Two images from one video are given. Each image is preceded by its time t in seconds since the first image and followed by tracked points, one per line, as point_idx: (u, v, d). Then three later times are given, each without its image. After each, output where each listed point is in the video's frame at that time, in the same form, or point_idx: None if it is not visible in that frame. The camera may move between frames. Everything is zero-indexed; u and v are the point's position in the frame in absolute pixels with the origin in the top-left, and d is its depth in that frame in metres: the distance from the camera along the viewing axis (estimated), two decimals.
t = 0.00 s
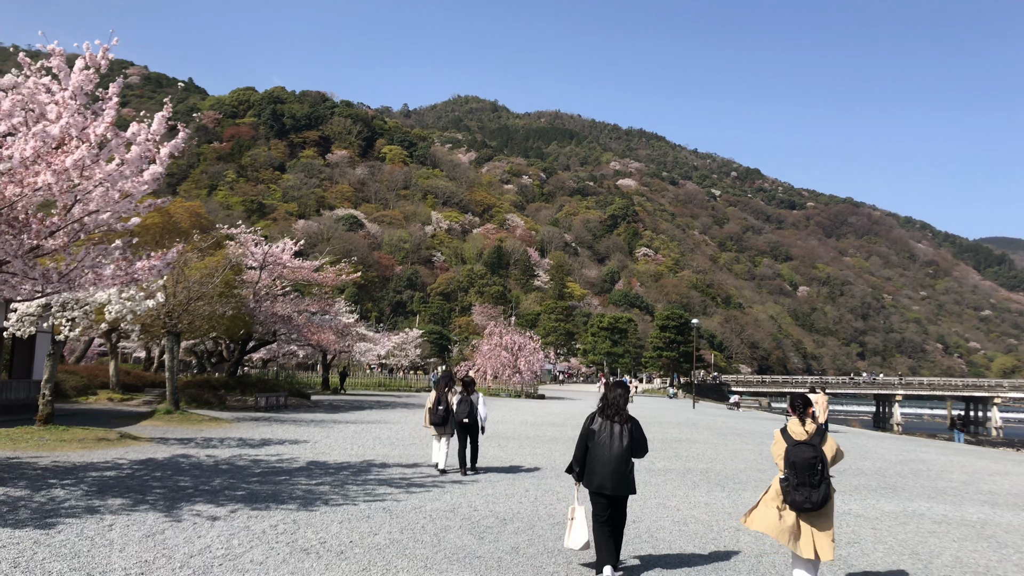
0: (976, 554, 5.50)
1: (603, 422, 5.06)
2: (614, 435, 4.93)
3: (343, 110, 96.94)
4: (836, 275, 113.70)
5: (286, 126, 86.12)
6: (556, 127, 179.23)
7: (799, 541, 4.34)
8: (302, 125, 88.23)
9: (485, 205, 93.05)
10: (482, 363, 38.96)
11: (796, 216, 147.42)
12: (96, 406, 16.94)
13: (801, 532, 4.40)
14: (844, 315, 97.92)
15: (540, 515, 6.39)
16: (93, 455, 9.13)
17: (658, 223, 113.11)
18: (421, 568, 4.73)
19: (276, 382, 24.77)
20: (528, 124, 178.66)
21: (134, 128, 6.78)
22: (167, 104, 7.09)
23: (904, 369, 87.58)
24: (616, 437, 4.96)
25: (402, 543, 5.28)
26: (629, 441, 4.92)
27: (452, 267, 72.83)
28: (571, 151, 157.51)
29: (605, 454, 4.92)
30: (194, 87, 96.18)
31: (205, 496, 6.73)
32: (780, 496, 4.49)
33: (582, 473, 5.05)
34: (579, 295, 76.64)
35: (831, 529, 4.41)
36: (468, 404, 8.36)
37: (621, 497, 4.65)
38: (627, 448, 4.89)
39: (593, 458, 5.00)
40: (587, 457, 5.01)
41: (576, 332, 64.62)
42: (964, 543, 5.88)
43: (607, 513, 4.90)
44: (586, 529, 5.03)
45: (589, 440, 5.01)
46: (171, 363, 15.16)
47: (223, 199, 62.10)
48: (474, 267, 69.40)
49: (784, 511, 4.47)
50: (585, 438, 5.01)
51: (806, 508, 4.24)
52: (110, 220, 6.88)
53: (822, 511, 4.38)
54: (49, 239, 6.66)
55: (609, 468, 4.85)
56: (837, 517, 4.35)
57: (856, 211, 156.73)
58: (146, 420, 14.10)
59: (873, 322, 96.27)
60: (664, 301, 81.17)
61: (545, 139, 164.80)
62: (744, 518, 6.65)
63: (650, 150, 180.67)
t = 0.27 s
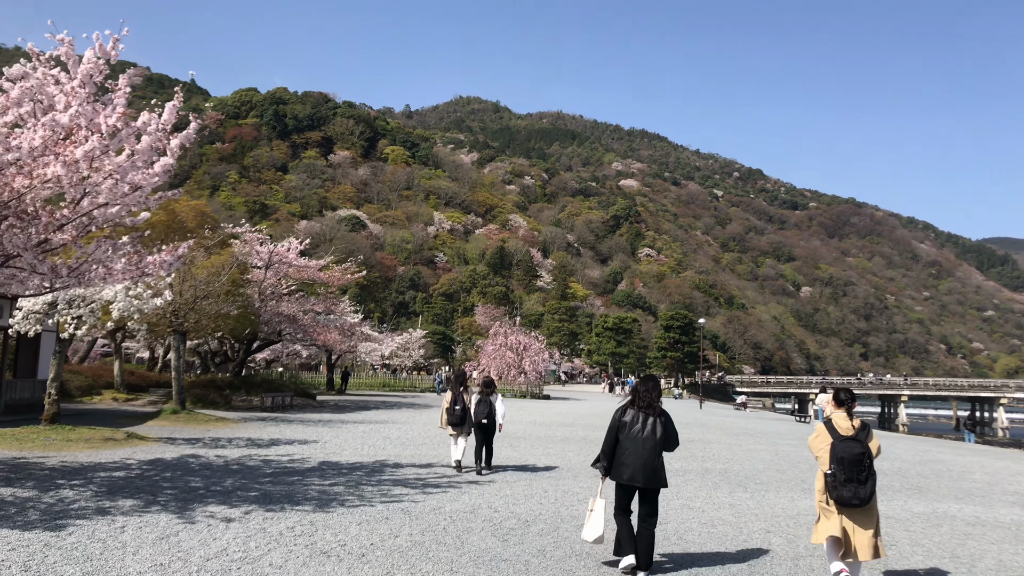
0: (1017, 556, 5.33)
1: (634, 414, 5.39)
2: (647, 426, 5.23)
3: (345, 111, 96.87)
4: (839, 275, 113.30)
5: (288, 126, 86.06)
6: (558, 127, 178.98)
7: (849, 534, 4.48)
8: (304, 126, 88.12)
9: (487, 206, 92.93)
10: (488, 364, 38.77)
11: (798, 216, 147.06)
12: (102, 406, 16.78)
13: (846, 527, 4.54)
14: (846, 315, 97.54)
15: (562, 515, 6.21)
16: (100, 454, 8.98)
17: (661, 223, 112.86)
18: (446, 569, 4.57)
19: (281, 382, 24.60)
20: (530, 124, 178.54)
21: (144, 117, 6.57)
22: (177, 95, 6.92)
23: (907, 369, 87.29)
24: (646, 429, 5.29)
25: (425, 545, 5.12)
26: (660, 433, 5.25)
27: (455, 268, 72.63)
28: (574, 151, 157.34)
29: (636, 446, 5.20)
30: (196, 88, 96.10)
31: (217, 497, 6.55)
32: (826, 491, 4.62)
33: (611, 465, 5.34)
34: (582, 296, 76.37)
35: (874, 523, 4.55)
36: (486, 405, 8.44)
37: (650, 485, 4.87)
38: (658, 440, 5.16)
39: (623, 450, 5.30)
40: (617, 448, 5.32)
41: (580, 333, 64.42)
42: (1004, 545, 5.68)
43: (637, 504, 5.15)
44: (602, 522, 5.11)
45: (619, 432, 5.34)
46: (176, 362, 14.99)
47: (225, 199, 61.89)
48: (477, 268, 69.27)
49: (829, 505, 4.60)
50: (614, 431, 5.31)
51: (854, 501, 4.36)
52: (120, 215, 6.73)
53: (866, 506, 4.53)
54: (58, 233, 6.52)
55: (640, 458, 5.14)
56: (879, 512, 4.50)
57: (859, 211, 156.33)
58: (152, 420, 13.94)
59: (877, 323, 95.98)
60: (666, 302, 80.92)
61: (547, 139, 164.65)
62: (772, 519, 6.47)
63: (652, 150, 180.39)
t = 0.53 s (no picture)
0: None
1: (660, 421, 5.37)
2: (678, 435, 5.26)
3: (347, 111, 96.73)
4: (841, 276, 112.99)
5: (290, 127, 85.96)
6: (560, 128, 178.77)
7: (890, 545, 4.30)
8: (306, 127, 88.02)
9: (489, 206, 92.78)
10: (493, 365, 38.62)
11: (800, 217, 146.77)
12: (107, 408, 16.64)
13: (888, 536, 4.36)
14: (849, 316, 97.26)
15: (585, 524, 6.00)
16: (107, 459, 8.79)
17: (663, 223, 112.63)
18: None
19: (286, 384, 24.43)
20: (532, 125, 178.35)
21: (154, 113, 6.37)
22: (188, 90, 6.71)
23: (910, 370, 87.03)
24: (676, 437, 5.28)
25: (448, 557, 4.92)
26: (690, 442, 5.29)
27: (457, 268, 72.48)
28: (576, 152, 157.07)
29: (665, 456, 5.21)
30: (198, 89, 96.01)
31: (229, 505, 6.37)
32: (868, 498, 4.42)
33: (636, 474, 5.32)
34: (584, 296, 76.18)
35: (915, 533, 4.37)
36: (505, 406, 8.53)
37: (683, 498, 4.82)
38: (689, 451, 5.19)
39: (653, 459, 5.28)
40: (643, 455, 5.31)
41: (583, 333, 64.26)
42: None
43: (667, 514, 5.16)
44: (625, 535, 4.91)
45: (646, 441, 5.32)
46: (181, 365, 14.80)
47: (227, 200, 61.75)
48: (479, 268, 69.18)
49: (869, 514, 4.43)
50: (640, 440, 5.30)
51: (900, 508, 4.17)
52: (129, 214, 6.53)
53: (907, 515, 4.34)
54: (66, 233, 6.35)
55: (674, 469, 5.12)
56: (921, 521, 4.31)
57: (862, 212, 155.94)
58: (157, 422, 13.76)
59: (880, 324, 95.74)
60: (669, 302, 80.71)
61: (549, 140, 164.51)
62: (801, 528, 6.25)
63: (654, 150, 180.17)
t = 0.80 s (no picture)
0: None
1: (678, 420, 5.31)
2: (698, 430, 5.23)
3: (348, 111, 96.37)
4: (842, 276, 112.77)
5: (292, 127, 85.81)
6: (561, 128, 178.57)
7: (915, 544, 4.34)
8: (307, 127, 87.73)
9: (491, 207, 92.64)
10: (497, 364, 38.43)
11: (801, 217, 146.58)
12: (111, 408, 16.48)
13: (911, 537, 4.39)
14: (850, 316, 97.07)
15: (607, 528, 5.81)
16: (113, 460, 8.62)
17: (664, 223, 112.47)
18: None
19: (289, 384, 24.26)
20: (533, 125, 178.24)
21: (161, 104, 6.19)
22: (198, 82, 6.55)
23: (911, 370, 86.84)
24: (696, 437, 5.22)
25: (468, 560, 4.75)
26: (710, 437, 5.25)
27: (458, 268, 72.31)
28: (577, 152, 156.86)
29: (688, 452, 5.16)
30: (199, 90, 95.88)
31: (240, 507, 6.18)
32: (893, 498, 4.46)
33: (657, 472, 5.24)
34: (586, 296, 76.01)
35: (941, 537, 4.41)
36: (519, 408, 8.48)
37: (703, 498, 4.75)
38: (711, 447, 5.17)
39: (672, 458, 5.22)
40: (663, 452, 5.25)
41: (585, 333, 63.99)
42: None
43: (691, 513, 5.15)
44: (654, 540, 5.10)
45: (665, 441, 5.25)
46: (186, 364, 14.62)
47: (228, 199, 61.55)
48: (480, 268, 68.99)
49: (896, 513, 4.44)
50: (658, 439, 5.25)
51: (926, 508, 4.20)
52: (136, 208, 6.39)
53: (932, 516, 4.36)
54: (71, 228, 6.20)
55: (698, 465, 5.10)
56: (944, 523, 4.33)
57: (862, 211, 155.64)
58: (161, 423, 13.60)
59: (881, 324, 95.47)
60: (670, 302, 80.54)
61: (550, 140, 164.41)
62: (829, 530, 6.06)
63: (655, 151, 179.98)
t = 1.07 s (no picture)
0: None
1: (705, 423, 5.10)
2: (725, 434, 5.01)
3: (349, 111, 95.96)
4: (843, 276, 112.43)
5: (292, 127, 85.56)
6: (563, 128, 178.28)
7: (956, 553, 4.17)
8: (308, 127, 87.43)
9: (492, 207, 92.46)
10: (500, 365, 38.16)
11: (802, 217, 146.34)
12: (113, 410, 16.27)
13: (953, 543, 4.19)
14: (852, 316, 96.79)
15: (630, 536, 5.59)
16: (117, 464, 8.41)
17: (665, 223, 112.21)
18: None
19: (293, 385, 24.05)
20: (534, 125, 177.96)
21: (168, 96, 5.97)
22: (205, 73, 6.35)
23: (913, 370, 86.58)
24: (724, 440, 5.01)
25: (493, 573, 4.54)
26: (738, 442, 5.03)
27: (459, 269, 72.10)
28: (578, 152, 156.58)
29: (715, 457, 4.93)
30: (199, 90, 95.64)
31: (249, 515, 5.97)
32: (934, 502, 4.24)
33: (685, 479, 5.02)
34: (587, 296, 75.75)
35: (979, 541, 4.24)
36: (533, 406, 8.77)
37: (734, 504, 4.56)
38: (740, 451, 4.95)
39: (699, 464, 5.01)
40: (690, 458, 5.04)
41: (588, 334, 63.66)
42: None
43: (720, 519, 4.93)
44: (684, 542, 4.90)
45: (691, 445, 5.03)
46: (189, 365, 14.42)
47: (229, 199, 61.25)
48: (482, 268, 68.75)
49: (939, 519, 4.21)
50: (684, 443, 5.02)
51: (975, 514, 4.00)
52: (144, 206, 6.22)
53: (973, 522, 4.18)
54: (75, 225, 6.01)
55: (726, 472, 4.89)
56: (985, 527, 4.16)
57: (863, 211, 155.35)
58: (165, 425, 13.38)
59: (883, 324, 95.13)
60: (672, 302, 80.30)
61: (550, 140, 164.16)
62: (860, 538, 5.84)
63: (656, 150, 179.67)
